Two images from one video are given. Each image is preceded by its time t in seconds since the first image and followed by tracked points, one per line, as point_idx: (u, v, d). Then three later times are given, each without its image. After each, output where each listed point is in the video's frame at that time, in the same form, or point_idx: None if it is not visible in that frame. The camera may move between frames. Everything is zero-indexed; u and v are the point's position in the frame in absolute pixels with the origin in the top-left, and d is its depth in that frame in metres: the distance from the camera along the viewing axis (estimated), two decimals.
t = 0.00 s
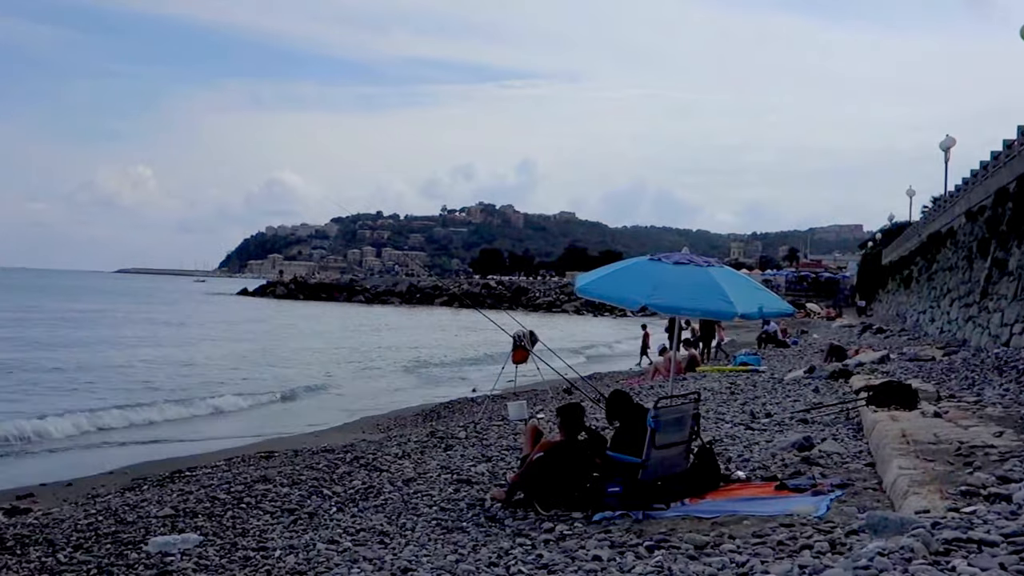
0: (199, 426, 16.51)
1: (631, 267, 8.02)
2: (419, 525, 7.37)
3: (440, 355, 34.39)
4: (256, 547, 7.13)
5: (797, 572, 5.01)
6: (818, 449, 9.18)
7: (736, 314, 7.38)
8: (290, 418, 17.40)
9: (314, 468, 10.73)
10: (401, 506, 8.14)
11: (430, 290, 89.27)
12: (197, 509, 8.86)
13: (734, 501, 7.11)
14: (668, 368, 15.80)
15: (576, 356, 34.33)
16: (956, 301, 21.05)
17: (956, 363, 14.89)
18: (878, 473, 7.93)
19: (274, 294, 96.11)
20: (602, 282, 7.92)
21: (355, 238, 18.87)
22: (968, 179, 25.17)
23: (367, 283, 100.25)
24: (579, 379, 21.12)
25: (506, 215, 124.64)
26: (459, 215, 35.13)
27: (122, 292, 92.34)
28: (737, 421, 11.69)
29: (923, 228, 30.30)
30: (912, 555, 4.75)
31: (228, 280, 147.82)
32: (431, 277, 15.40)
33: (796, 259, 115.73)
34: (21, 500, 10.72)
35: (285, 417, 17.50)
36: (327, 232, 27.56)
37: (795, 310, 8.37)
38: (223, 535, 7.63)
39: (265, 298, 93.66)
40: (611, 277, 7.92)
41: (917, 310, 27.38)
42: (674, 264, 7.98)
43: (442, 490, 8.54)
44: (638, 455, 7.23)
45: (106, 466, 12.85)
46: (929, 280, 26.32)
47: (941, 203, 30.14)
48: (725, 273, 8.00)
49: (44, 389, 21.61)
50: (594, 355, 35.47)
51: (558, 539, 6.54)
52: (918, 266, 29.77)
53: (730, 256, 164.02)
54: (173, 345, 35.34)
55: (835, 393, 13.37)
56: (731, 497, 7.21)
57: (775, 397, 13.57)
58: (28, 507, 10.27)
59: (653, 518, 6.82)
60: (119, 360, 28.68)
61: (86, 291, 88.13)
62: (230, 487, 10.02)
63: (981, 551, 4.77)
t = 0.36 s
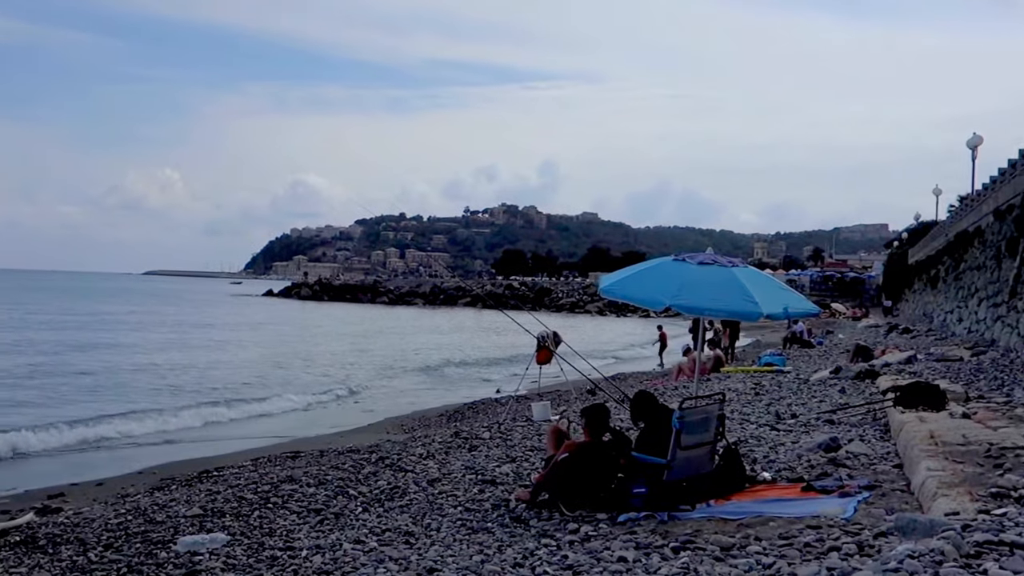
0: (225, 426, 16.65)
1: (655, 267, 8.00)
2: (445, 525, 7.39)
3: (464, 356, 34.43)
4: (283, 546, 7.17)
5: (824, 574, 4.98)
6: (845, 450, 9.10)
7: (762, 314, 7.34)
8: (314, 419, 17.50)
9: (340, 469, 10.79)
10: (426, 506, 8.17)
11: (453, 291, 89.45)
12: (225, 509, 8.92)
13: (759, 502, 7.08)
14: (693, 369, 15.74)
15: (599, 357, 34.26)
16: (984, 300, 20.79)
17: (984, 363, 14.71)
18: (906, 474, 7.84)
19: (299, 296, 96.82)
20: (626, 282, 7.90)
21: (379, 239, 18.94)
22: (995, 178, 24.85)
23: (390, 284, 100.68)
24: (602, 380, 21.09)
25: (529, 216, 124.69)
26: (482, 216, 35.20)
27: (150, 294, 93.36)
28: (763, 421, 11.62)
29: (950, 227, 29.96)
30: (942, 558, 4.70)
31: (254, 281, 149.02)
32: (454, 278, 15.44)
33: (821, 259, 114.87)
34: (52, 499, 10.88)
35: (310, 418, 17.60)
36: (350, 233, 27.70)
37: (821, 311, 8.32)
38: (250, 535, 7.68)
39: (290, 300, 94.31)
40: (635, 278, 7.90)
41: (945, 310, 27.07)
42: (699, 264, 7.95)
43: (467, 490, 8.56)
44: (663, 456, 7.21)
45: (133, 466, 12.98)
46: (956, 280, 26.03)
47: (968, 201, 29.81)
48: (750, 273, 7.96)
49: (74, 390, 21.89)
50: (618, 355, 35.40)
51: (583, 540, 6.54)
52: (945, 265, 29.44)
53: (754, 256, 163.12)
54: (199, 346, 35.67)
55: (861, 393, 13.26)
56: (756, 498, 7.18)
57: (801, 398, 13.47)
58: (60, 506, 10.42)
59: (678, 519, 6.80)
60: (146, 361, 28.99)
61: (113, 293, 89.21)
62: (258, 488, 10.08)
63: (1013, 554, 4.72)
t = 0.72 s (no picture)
0: (254, 427, 16.80)
1: (682, 268, 7.97)
2: (472, 527, 7.40)
3: (490, 357, 34.45)
4: (311, 547, 7.23)
5: None
6: (873, 452, 9.02)
7: (790, 315, 7.30)
8: (342, 420, 17.59)
9: (367, 470, 10.84)
10: (453, 507, 8.19)
11: (478, 292, 89.55)
12: (254, 510, 8.99)
13: (788, 503, 7.03)
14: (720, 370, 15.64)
15: (625, 358, 34.14)
16: (1016, 301, 20.47)
17: (1017, 364, 14.49)
18: (936, 476, 7.76)
19: (325, 297, 97.39)
20: (652, 283, 7.87)
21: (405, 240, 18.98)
22: None
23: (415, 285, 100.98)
24: (628, 381, 21.04)
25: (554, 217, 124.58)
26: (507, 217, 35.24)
27: (179, 296, 94.34)
28: (790, 423, 11.54)
29: (980, 227, 29.55)
30: (975, 561, 4.65)
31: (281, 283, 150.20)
32: (480, 280, 15.45)
33: (849, 259, 113.78)
34: (84, 499, 11.03)
35: (338, 419, 17.70)
36: (376, 235, 27.82)
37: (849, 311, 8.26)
38: (278, 535, 7.74)
39: (316, 302, 94.91)
40: (660, 279, 7.88)
41: (975, 310, 26.69)
42: (725, 265, 7.91)
43: (494, 491, 8.56)
44: (690, 457, 7.17)
45: (163, 467, 13.12)
46: (987, 280, 25.67)
47: (998, 200, 29.42)
48: (777, 273, 7.92)
49: (105, 391, 22.18)
50: (645, 356, 35.28)
51: (611, 542, 6.52)
52: (975, 265, 29.02)
53: (780, 256, 161.85)
54: (228, 347, 36.02)
55: (890, 395, 13.12)
56: (785, 500, 7.12)
57: (830, 399, 13.35)
58: (90, 506, 10.56)
59: (706, 521, 6.77)
60: (176, 363, 29.30)
61: (143, 295, 90.30)
62: (285, 488, 10.16)
63: None
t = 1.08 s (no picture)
0: (282, 428, 16.93)
1: (710, 268, 7.93)
2: (499, 528, 7.41)
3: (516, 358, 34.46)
4: (339, 548, 7.27)
5: None
6: (904, 454, 8.93)
7: (819, 315, 7.25)
8: (369, 421, 17.69)
9: (395, 471, 10.89)
10: (481, 509, 8.21)
11: (504, 293, 89.60)
12: (281, 511, 9.06)
13: (817, 506, 6.97)
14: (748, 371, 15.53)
15: (652, 360, 34.01)
16: None
17: None
18: (968, 479, 7.66)
19: (353, 299, 98.05)
20: (679, 284, 7.84)
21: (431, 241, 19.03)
22: None
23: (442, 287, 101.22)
24: (656, 383, 20.97)
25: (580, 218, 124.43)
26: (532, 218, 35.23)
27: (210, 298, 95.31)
28: (819, 425, 11.44)
29: (1012, 226, 29.13)
30: (1008, 564, 4.59)
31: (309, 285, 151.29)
32: (506, 281, 15.46)
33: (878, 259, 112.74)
34: (114, 500, 11.17)
35: (365, 420, 17.79)
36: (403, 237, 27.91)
37: (878, 313, 8.20)
38: (306, 536, 7.80)
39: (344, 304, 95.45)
40: (688, 280, 7.83)
41: (1007, 311, 26.34)
42: (754, 265, 7.86)
43: (522, 493, 8.57)
44: (719, 459, 7.13)
45: (192, 468, 13.26)
46: (1018, 280, 25.30)
47: None
48: (806, 273, 7.87)
49: (136, 392, 22.48)
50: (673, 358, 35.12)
51: (639, 544, 6.51)
52: (1007, 265, 28.62)
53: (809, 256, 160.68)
54: (257, 349, 36.33)
55: (920, 396, 12.96)
56: (815, 502, 7.07)
57: (860, 400, 13.23)
58: (120, 507, 10.70)
59: (736, 523, 6.72)
60: (206, 365, 29.61)
61: (173, 297, 91.31)
62: (313, 490, 10.22)
63: None
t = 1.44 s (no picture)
0: (311, 430, 17.03)
1: (738, 269, 7.88)
2: (527, 530, 7.42)
3: (543, 360, 34.42)
4: (368, 549, 7.31)
5: None
6: (936, 457, 8.83)
7: (849, 316, 7.20)
8: (397, 422, 17.75)
9: (423, 473, 10.93)
10: (509, 511, 8.22)
11: (531, 295, 89.58)
12: (310, 513, 9.13)
13: (849, 508, 6.91)
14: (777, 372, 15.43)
15: (680, 361, 33.83)
16: None
17: None
18: (1002, 482, 7.56)
19: (380, 302, 98.47)
20: (707, 285, 7.80)
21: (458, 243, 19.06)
22: None
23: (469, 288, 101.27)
24: (683, 385, 20.86)
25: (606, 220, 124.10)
26: (559, 220, 35.17)
27: (239, 300, 96.11)
28: (849, 427, 11.34)
29: None
30: None
31: (337, 287, 152.16)
32: (534, 282, 15.46)
33: (909, 260, 111.39)
34: (144, 501, 11.30)
35: (393, 422, 17.85)
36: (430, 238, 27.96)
37: (910, 313, 8.12)
38: (335, 538, 7.85)
39: (372, 305, 95.86)
40: (716, 281, 7.80)
41: None
42: (783, 266, 7.82)
43: (550, 495, 8.57)
44: (749, 461, 7.09)
45: (223, 469, 13.39)
46: None
47: None
48: (836, 274, 7.80)
49: (167, 394, 22.75)
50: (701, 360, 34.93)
51: (668, 546, 6.49)
52: None
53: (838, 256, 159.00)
54: (286, 351, 36.58)
55: (952, 398, 12.81)
56: (846, 505, 7.00)
57: (890, 402, 13.10)
58: (150, 508, 10.84)
59: (765, 526, 6.68)
60: (236, 366, 29.87)
61: (203, 300, 92.27)
62: (342, 491, 10.29)
63: None
